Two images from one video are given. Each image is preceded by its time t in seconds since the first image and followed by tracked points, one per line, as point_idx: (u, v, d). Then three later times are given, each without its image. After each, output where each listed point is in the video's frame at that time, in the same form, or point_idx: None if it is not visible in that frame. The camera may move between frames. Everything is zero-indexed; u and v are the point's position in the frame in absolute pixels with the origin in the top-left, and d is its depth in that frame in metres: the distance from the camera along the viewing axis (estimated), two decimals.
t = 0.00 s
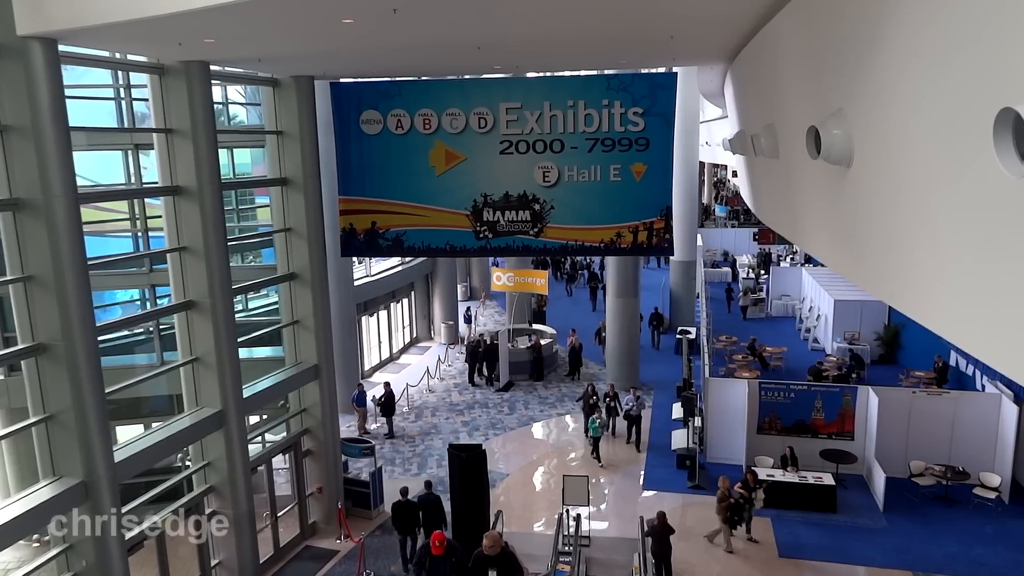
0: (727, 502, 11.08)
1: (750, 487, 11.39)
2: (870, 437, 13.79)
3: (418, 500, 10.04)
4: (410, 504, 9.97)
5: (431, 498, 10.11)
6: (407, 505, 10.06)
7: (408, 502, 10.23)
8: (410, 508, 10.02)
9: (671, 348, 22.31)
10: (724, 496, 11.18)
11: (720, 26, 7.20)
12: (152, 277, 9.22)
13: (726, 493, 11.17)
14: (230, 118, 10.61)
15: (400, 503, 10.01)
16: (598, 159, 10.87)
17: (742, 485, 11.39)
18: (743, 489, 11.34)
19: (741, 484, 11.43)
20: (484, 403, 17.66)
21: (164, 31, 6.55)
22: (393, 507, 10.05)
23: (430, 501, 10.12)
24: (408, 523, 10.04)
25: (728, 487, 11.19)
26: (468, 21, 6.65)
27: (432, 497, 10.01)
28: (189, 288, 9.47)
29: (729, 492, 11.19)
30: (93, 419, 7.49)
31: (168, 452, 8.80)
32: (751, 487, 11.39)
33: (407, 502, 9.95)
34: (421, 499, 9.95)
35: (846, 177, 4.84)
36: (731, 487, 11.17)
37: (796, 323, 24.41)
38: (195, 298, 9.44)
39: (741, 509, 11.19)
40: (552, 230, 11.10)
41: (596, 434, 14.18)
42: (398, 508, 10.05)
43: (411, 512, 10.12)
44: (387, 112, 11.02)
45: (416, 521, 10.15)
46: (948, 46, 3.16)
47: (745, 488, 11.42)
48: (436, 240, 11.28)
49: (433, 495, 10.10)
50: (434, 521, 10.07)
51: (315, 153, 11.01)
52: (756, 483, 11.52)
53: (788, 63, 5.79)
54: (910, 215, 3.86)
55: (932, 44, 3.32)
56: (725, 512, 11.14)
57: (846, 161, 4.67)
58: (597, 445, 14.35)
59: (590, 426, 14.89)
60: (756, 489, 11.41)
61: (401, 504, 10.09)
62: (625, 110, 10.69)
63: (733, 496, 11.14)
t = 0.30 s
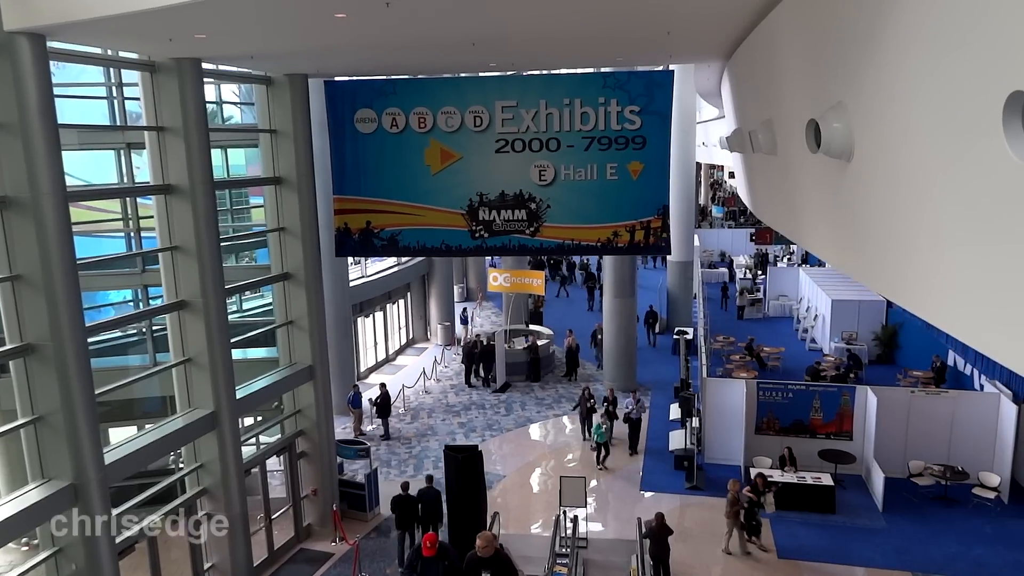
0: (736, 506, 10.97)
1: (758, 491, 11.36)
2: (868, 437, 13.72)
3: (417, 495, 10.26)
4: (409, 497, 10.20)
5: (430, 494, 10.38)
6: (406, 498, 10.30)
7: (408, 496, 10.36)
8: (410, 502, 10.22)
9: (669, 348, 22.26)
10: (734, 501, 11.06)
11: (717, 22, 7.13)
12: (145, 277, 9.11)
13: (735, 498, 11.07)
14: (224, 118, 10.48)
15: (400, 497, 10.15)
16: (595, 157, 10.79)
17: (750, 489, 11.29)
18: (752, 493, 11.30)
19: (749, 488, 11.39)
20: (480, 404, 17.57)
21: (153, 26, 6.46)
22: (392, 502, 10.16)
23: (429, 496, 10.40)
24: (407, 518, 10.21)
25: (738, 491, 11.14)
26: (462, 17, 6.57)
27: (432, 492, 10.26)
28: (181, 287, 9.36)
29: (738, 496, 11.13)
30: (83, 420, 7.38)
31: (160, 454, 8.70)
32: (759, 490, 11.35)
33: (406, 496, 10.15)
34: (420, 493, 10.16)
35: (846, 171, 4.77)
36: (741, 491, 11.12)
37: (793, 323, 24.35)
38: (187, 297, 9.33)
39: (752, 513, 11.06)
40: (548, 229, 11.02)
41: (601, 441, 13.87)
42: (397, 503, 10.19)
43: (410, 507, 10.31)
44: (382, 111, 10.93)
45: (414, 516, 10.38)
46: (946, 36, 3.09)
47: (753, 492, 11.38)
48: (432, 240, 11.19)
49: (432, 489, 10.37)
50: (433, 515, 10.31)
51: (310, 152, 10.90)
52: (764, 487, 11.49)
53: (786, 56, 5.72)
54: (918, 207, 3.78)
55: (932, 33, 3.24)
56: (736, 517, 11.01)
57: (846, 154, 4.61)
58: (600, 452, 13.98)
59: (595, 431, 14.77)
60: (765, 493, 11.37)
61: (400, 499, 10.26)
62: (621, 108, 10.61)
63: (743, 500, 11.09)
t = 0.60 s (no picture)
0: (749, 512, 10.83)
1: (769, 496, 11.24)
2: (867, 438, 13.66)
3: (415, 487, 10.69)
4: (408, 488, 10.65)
5: (429, 486, 10.87)
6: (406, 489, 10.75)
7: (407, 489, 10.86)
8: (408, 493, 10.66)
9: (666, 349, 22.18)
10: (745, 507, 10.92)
11: (714, 18, 7.06)
12: (137, 278, 8.99)
13: (747, 503, 10.93)
14: (219, 118, 10.45)
15: (400, 489, 10.70)
16: (591, 157, 10.72)
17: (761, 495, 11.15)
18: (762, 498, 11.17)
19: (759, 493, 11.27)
20: (477, 405, 17.47)
21: (142, 21, 6.38)
22: (391, 492, 10.66)
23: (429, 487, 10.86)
24: (406, 508, 10.67)
25: (749, 496, 11.07)
26: (456, 12, 6.49)
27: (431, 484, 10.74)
28: (173, 287, 9.26)
29: (750, 501, 11.03)
30: (71, 422, 7.27)
31: (152, 456, 8.61)
32: (769, 495, 11.20)
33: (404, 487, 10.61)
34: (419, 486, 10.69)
35: (847, 165, 4.71)
36: (752, 495, 11.04)
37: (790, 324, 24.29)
38: (180, 298, 9.23)
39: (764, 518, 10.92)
40: (545, 229, 10.94)
41: (609, 448, 13.64)
42: (396, 493, 10.67)
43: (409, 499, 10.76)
44: (377, 110, 10.84)
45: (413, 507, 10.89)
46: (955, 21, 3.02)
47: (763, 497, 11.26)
48: (427, 240, 11.10)
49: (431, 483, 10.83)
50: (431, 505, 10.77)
51: (303, 151, 10.82)
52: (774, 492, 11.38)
53: (783, 51, 5.66)
54: (933, 205, 3.68)
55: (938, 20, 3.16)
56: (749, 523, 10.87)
57: (846, 148, 4.55)
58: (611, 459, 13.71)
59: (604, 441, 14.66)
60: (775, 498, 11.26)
61: (400, 491, 10.73)
62: (618, 106, 10.53)
63: (755, 504, 10.99)
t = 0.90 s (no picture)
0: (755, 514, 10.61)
1: (775, 497, 11.02)
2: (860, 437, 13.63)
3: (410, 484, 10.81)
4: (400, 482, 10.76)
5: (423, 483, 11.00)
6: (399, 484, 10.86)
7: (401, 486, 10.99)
8: (401, 488, 10.75)
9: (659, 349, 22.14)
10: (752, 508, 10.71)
11: (706, 14, 7.00)
12: (124, 279, 8.85)
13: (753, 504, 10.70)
14: (205, 118, 10.25)
15: (393, 485, 10.81)
16: (583, 155, 10.64)
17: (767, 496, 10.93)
18: (768, 499, 10.94)
19: (765, 495, 11.04)
20: (469, 407, 17.37)
21: (125, 17, 6.27)
22: (384, 487, 10.77)
23: (423, 484, 11.01)
24: (400, 504, 10.77)
25: (756, 497, 10.82)
26: (445, 8, 6.41)
27: (424, 480, 10.85)
28: (160, 288, 9.14)
29: (756, 502, 10.81)
30: (55, 424, 7.12)
31: (138, 460, 8.47)
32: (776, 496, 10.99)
33: (396, 482, 10.71)
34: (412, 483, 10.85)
35: (842, 158, 4.65)
36: (758, 497, 10.81)
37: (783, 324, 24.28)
38: (167, 299, 9.10)
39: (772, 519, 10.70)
40: (536, 228, 10.87)
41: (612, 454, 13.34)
42: (390, 488, 10.77)
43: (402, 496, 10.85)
44: (367, 109, 10.74)
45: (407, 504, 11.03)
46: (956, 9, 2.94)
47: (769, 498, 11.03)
48: (418, 239, 11.01)
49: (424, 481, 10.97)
50: (425, 502, 10.88)
51: (292, 151, 10.72)
52: (781, 493, 11.14)
53: (776, 45, 5.61)
54: (931, 196, 3.62)
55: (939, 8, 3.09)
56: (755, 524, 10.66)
57: (841, 141, 4.50)
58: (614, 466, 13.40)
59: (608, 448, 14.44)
60: (781, 499, 11.03)
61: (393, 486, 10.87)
62: (610, 104, 10.47)
63: (761, 506, 10.77)
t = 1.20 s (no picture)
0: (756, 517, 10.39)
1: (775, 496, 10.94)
2: (846, 433, 13.65)
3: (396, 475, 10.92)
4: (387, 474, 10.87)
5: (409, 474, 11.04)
6: (386, 477, 10.98)
7: (386, 477, 11.05)
8: (387, 480, 10.88)
9: (645, 347, 22.14)
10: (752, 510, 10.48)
11: (690, 7, 6.95)
12: (101, 279, 8.68)
13: (755, 507, 10.44)
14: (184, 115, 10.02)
15: (379, 477, 10.90)
16: (568, 151, 10.58)
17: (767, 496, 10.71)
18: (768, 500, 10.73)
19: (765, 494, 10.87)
20: (455, 406, 17.27)
21: (97, 8, 6.13)
22: (370, 479, 10.94)
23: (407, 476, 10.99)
24: (386, 495, 10.91)
25: (756, 500, 10.62)
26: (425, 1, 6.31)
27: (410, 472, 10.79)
28: (138, 288, 8.97)
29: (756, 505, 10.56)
30: (29, 425, 6.97)
31: (116, 463, 8.31)
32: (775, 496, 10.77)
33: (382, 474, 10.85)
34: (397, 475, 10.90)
35: (828, 149, 4.61)
36: (758, 499, 10.56)
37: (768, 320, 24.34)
38: (144, 298, 8.94)
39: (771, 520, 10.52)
40: (521, 225, 10.79)
41: (609, 457, 12.96)
42: (374, 481, 10.88)
43: (389, 487, 10.97)
44: (349, 105, 10.61)
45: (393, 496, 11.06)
46: None
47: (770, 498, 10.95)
48: (402, 237, 10.90)
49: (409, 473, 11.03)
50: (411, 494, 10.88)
51: (273, 147, 10.56)
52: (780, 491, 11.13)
53: (760, 36, 5.56)
54: (920, 184, 3.57)
55: None
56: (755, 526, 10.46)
57: (827, 131, 4.45)
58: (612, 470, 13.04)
59: (600, 451, 14.20)
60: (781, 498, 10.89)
61: (379, 478, 10.98)
62: (594, 100, 10.41)
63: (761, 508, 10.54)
